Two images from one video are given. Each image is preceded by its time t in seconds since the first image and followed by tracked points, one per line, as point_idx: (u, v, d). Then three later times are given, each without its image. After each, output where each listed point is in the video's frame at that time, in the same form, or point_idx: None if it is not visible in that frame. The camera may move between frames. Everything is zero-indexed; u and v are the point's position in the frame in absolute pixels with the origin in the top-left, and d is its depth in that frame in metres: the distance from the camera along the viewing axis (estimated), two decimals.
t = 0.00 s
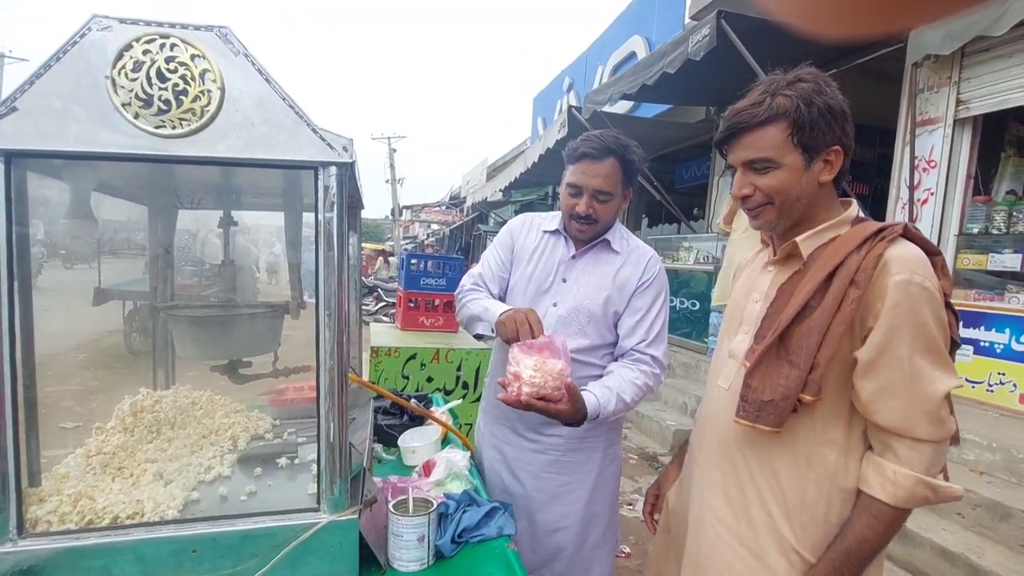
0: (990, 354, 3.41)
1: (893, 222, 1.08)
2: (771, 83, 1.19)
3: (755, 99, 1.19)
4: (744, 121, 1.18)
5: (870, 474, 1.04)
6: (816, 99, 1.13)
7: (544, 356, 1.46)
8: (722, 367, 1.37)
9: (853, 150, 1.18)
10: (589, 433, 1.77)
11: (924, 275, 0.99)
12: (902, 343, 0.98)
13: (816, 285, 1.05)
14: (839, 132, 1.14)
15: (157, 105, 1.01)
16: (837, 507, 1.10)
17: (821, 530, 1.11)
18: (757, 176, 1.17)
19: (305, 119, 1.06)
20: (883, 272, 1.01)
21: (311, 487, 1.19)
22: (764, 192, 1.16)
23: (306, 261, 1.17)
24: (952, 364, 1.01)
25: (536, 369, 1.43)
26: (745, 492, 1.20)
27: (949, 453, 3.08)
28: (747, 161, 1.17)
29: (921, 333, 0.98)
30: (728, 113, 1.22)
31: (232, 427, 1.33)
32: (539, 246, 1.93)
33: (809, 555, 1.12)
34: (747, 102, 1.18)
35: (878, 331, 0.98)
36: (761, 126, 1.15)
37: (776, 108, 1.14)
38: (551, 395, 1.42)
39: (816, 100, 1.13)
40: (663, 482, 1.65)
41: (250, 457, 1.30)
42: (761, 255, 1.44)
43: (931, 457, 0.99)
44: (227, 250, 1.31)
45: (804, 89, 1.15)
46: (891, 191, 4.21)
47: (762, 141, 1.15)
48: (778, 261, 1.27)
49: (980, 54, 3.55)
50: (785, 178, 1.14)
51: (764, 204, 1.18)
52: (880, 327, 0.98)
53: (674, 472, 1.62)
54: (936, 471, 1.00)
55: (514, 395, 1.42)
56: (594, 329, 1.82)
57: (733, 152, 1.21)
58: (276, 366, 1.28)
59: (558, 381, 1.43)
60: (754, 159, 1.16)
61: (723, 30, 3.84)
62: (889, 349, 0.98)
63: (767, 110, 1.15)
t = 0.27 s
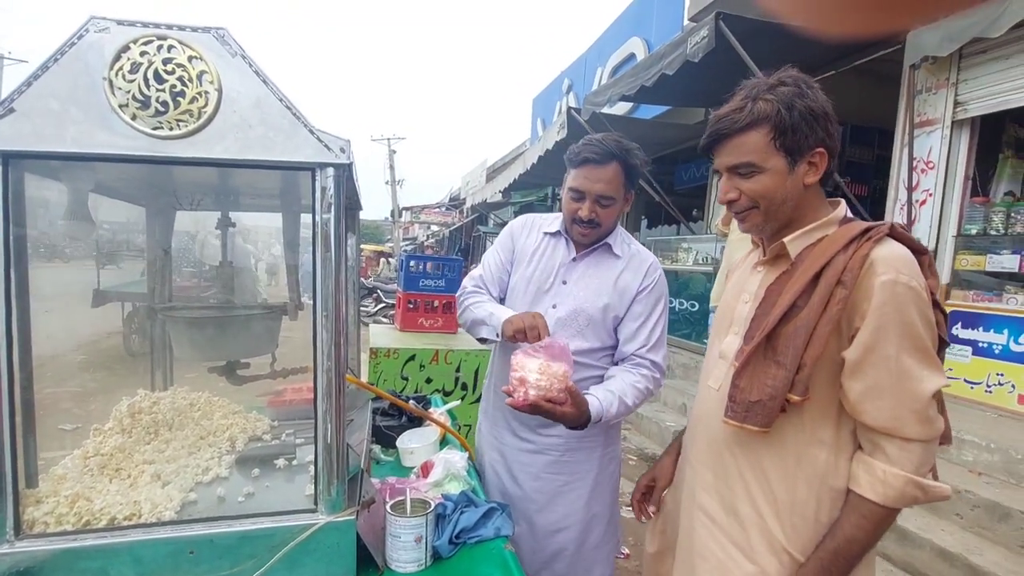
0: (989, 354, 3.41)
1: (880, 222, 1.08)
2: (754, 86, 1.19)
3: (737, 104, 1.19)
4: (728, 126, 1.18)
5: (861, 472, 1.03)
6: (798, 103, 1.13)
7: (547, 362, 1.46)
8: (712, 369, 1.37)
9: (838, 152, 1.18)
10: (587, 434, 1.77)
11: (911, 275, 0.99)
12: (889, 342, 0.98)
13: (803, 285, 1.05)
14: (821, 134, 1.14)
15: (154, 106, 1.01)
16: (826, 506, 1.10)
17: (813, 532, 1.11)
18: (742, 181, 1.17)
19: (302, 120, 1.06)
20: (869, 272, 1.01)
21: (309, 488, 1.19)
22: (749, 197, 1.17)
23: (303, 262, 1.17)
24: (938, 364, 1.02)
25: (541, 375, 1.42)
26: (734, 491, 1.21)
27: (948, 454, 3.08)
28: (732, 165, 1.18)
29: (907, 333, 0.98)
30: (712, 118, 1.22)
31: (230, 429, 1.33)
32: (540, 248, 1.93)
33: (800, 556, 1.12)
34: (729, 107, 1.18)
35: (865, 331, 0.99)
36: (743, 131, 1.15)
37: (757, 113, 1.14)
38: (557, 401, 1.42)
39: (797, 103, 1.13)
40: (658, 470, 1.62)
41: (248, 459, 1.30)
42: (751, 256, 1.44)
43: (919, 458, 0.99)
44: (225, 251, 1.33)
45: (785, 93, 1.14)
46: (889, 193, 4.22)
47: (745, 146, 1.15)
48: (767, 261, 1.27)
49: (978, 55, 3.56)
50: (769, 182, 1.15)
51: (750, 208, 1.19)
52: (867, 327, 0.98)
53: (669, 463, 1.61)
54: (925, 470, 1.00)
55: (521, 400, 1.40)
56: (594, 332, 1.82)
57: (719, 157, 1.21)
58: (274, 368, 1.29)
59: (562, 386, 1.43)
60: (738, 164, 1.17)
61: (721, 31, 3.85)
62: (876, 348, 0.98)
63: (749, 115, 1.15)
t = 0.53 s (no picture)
0: (989, 355, 3.41)
1: (862, 222, 1.07)
2: (730, 85, 1.19)
3: (714, 103, 1.19)
4: (706, 126, 1.17)
5: (834, 471, 1.02)
6: (774, 101, 1.12)
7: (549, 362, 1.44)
8: (696, 373, 1.35)
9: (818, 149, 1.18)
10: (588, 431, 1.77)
11: (890, 277, 0.98)
12: (865, 345, 0.97)
13: (782, 288, 1.04)
14: (800, 132, 1.13)
15: (152, 106, 1.00)
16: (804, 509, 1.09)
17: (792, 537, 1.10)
18: (722, 182, 1.17)
19: (301, 120, 1.06)
20: (847, 275, 1.00)
21: (307, 489, 1.19)
22: (729, 198, 1.17)
23: (302, 263, 1.17)
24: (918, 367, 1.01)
25: (546, 376, 1.40)
26: (711, 491, 1.22)
27: (947, 454, 3.08)
28: (711, 166, 1.17)
29: (885, 336, 0.97)
30: (692, 117, 1.22)
31: (229, 429, 1.32)
32: (533, 249, 1.92)
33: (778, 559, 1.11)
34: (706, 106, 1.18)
35: (843, 334, 0.98)
36: (720, 131, 1.15)
37: (734, 113, 1.14)
38: (562, 401, 1.41)
39: (775, 101, 1.12)
40: (638, 453, 1.56)
41: (247, 459, 1.29)
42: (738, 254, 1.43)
43: (896, 462, 0.98)
44: (224, 251, 1.34)
45: (762, 91, 1.14)
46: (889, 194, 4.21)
47: (724, 146, 1.15)
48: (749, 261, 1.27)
49: (976, 56, 3.56)
50: (748, 182, 1.15)
51: (730, 209, 1.19)
52: (844, 330, 0.98)
53: (649, 447, 1.56)
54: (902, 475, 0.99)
55: (527, 401, 1.39)
56: (592, 329, 1.82)
57: (698, 156, 1.21)
58: (273, 369, 1.31)
59: (567, 385, 1.42)
60: (717, 163, 1.16)
61: (720, 32, 3.85)
62: (852, 351, 0.98)
63: (726, 115, 1.15)
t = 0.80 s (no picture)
0: (988, 355, 3.41)
1: (827, 223, 0.99)
2: (690, 79, 1.15)
3: (673, 99, 1.15)
4: (665, 124, 1.14)
5: (771, 478, 0.96)
6: (732, 94, 1.08)
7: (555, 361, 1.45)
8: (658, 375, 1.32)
9: (785, 143, 1.13)
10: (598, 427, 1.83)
11: (851, 284, 0.90)
12: (818, 357, 0.90)
13: (740, 291, 0.97)
14: (763, 126, 1.08)
15: (153, 107, 1.01)
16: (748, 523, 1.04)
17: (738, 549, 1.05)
18: (683, 182, 1.13)
19: (302, 121, 1.06)
20: (806, 280, 0.93)
21: (309, 489, 1.19)
22: (692, 198, 1.13)
23: (303, 262, 1.17)
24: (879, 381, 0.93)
25: (554, 376, 1.41)
26: (666, 495, 1.18)
27: (947, 454, 3.08)
28: (671, 166, 1.14)
29: (842, 348, 0.90)
30: (653, 115, 1.18)
31: (230, 430, 1.33)
32: (519, 257, 1.91)
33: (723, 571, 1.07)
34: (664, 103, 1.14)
35: (794, 343, 0.91)
36: (678, 129, 1.11)
37: (692, 109, 1.10)
38: (571, 398, 1.41)
39: (734, 96, 1.08)
40: (599, 456, 1.46)
41: (248, 459, 1.30)
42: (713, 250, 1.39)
43: (840, 481, 0.92)
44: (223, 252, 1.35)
45: (720, 85, 1.10)
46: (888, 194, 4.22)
47: (683, 145, 1.11)
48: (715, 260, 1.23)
49: (975, 56, 3.57)
50: (708, 182, 1.10)
51: (693, 210, 1.15)
52: (796, 339, 0.91)
53: (613, 451, 1.46)
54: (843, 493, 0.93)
55: (536, 403, 1.39)
56: (592, 322, 1.83)
57: (658, 156, 1.17)
58: (274, 369, 1.29)
59: (574, 382, 1.43)
60: (678, 163, 1.13)
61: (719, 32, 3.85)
62: (803, 362, 0.91)
63: (683, 112, 1.11)
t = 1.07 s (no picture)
0: (988, 354, 3.42)
1: (781, 211, 0.96)
2: (636, 73, 1.15)
3: (620, 94, 1.15)
4: (612, 119, 1.14)
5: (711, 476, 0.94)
6: (673, 85, 1.07)
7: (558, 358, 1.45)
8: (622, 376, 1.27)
9: (738, 130, 1.09)
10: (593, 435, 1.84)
11: (801, 273, 0.87)
12: (760, 349, 0.87)
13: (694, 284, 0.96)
14: (710, 115, 1.06)
15: (157, 109, 1.01)
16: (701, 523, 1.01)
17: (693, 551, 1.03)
18: (636, 176, 1.12)
19: (304, 123, 1.07)
20: (757, 270, 0.90)
21: (310, 489, 1.19)
22: (645, 192, 1.12)
23: (305, 262, 1.18)
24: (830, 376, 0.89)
25: (557, 373, 1.42)
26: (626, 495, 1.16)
27: (946, 454, 3.09)
28: (622, 161, 1.14)
29: (787, 341, 0.86)
30: (603, 110, 1.19)
31: (231, 430, 1.33)
32: (510, 262, 1.94)
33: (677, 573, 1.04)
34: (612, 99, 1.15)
35: (736, 335, 0.89)
36: (625, 123, 1.12)
37: (635, 103, 1.10)
38: (574, 396, 1.42)
39: (674, 86, 1.07)
40: (556, 455, 1.53)
41: (250, 459, 1.31)
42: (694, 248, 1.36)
43: (779, 482, 0.88)
44: (224, 254, 1.33)
45: (662, 76, 1.09)
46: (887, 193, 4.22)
47: (630, 139, 1.11)
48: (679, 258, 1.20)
49: (974, 55, 3.57)
50: (659, 176, 1.09)
51: (651, 205, 1.14)
52: (739, 331, 0.88)
53: (570, 450, 1.54)
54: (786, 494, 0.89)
55: (538, 399, 1.41)
56: (590, 322, 1.83)
57: (610, 151, 1.17)
58: (275, 369, 1.28)
59: (577, 379, 1.44)
60: (628, 157, 1.12)
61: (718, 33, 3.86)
62: (746, 355, 0.88)
63: (628, 106, 1.11)
